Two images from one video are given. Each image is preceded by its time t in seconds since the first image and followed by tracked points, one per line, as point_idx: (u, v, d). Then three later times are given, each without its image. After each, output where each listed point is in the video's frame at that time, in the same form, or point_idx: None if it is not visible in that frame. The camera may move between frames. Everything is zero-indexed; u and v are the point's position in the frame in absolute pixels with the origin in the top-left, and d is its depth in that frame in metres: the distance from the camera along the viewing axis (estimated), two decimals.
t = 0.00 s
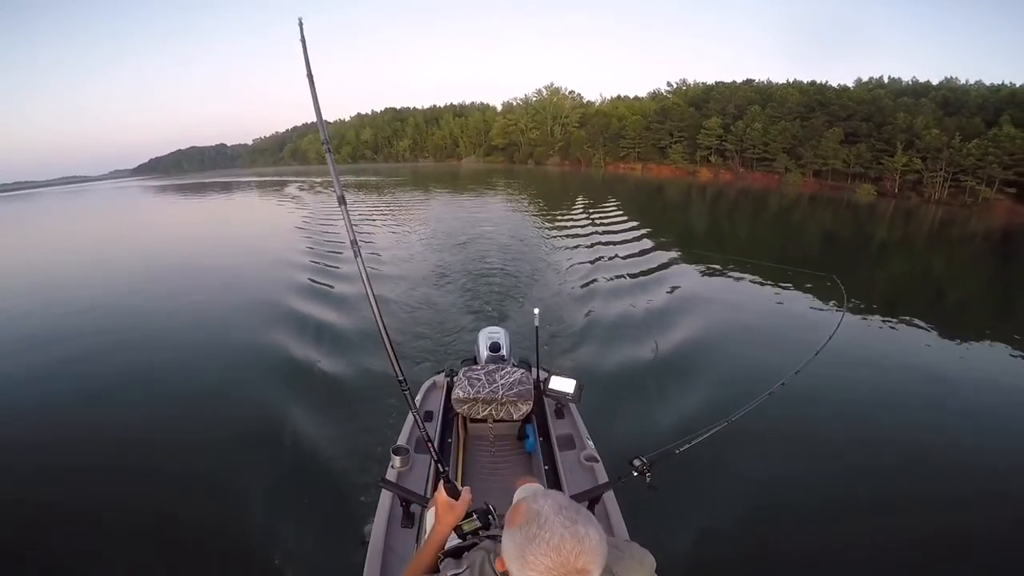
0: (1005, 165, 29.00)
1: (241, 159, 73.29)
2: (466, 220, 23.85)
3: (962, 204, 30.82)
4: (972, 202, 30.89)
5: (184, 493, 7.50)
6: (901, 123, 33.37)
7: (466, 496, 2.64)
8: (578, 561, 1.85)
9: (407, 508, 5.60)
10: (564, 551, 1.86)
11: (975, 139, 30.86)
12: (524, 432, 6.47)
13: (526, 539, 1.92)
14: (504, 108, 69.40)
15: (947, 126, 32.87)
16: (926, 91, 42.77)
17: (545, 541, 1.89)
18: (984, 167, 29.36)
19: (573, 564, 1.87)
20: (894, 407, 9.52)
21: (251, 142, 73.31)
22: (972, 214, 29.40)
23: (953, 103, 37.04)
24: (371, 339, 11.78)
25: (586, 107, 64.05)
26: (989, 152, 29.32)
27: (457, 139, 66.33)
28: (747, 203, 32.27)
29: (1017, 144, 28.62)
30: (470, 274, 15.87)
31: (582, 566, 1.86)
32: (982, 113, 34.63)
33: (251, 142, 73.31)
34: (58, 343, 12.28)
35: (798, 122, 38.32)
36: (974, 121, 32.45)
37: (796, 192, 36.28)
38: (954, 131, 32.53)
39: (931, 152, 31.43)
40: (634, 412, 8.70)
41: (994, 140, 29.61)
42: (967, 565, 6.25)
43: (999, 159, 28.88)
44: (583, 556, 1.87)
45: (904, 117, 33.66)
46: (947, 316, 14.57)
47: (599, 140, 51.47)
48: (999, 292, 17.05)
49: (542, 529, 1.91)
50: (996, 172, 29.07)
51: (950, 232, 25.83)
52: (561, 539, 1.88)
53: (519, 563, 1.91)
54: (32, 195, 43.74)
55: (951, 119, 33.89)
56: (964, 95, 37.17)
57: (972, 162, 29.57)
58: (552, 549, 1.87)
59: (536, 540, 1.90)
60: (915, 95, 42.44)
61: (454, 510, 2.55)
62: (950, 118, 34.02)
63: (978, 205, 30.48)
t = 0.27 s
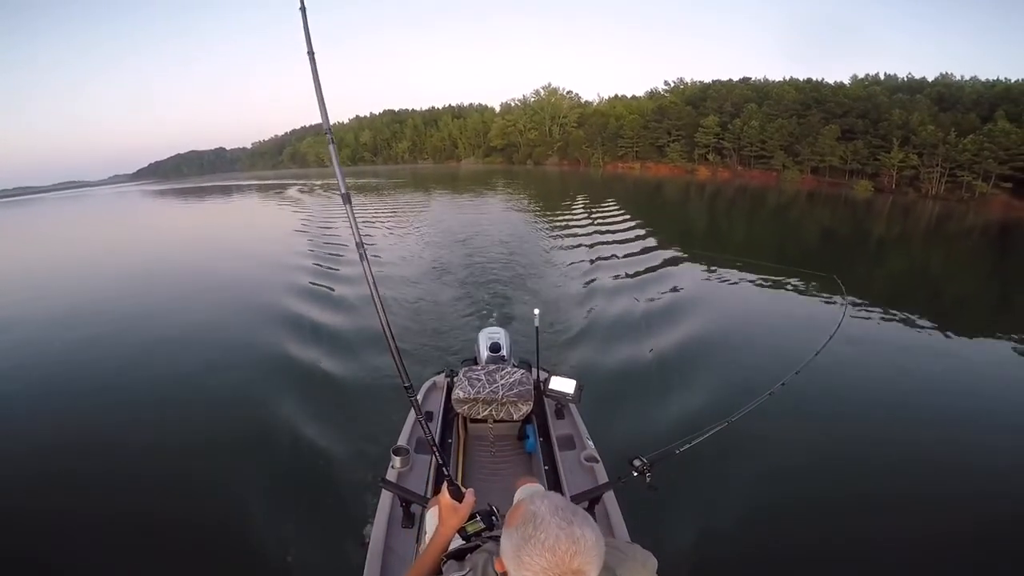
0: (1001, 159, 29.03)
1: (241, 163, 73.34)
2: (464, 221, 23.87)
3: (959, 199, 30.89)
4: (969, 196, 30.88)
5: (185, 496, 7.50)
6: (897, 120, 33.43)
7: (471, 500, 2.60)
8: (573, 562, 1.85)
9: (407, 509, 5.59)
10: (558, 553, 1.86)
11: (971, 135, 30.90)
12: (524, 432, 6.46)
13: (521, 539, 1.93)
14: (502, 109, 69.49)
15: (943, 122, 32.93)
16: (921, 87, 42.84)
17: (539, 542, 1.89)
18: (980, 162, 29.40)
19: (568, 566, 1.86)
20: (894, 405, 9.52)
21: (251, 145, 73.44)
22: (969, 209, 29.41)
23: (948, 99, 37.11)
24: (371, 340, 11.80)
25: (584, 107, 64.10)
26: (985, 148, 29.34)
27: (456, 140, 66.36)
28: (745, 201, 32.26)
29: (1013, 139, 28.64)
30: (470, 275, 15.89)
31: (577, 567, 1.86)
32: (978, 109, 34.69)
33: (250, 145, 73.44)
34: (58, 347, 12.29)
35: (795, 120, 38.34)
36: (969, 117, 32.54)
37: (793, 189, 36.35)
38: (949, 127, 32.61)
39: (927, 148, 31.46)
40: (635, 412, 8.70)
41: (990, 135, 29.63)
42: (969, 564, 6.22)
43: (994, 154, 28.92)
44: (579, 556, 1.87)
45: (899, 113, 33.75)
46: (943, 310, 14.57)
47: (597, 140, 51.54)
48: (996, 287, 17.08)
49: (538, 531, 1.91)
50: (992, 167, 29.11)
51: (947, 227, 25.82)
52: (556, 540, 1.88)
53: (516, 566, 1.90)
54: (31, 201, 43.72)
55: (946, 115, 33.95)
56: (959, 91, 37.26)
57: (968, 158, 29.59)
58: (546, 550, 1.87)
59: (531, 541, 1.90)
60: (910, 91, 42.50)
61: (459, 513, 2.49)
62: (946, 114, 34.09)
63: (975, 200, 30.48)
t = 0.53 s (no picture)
0: (998, 154, 29.04)
1: (241, 164, 73.36)
2: (463, 220, 23.88)
3: (956, 194, 30.92)
4: (966, 191, 30.88)
5: (185, 496, 7.49)
6: (895, 115, 33.41)
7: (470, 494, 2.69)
8: (570, 559, 1.85)
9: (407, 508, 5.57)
10: (555, 551, 1.86)
11: (968, 130, 30.89)
12: (524, 432, 6.45)
13: (517, 538, 1.92)
14: (501, 108, 69.46)
15: (940, 117, 32.95)
16: (918, 82, 42.86)
17: (536, 540, 1.88)
18: (977, 157, 29.40)
19: (565, 564, 1.86)
20: (895, 403, 9.50)
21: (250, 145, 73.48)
22: (966, 204, 29.43)
23: (944, 94, 37.15)
24: (371, 340, 11.79)
25: (583, 105, 64.11)
26: (981, 143, 29.31)
27: (456, 139, 66.36)
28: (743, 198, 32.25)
29: (1009, 134, 28.66)
30: (470, 273, 15.90)
31: (574, 566, 1.86)
32: (974, 104, 34.71)
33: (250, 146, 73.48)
34: (58, 348, 12.29)
35: (793, 116, 38.31)
36: (965, 112, 32.58)
37: (792, 185, 36.37)
38: (946, 122, 32.61)
39: (924, 143, 31.46)
40: (635, 411, 8.71)
41: (986, 131, 29.66)
42: (970, 563, 6.21)
43: (991, 149, 28.90)
44: (576, 554, 1.86)
45: (897, 109, 33.76)
46: (939, 305, 14.59)
47: (597, 138, 51.54)
48: (993, 281, 17.09)
49: (535, 528, 1.90)
50: (989, 162, 29.11)
51: (945, 222, 25.84)
52: (552, 537, 1.87)
53: (513, 565, 1.89)
54: (32, 202, 43.78)
55: (943, 110, 33.94)
56: (956, 86, 37.23)
57: (965, 153, 29.59)
58: (543, 548, 1.87)
59: (528, 540, 1.89)
60: (907, 87, 42.51)
61: (458, 506, 2.58)
62: (942, 109, 34.11)
63: (972, 195, 30.50)
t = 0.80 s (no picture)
0: (995, 155, 29.11)
1: (241, 164, 73.37)
2: (463, 220, 23.92)
3: (954, 194, 31.01)
4: (964, 192, 30.95)
5: (185, 496, 7.50)
6: (892, 116, 33.46)
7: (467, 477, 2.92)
8: (569, 544, 1.86)
9: (407, 509, 5.59)
10: (555, 534, 1.87)
11: (965, 130, 30.93)
12: (524, 432, 6.46)
13: (522, 518, 1.95)
14: (501, 109, 69.51)
15: (937, 118, 33.02)
16: (915, 83, 42.92)
17: (538, 521, 1.91)
18: (974, 158, 29.48)
19: (564, 549, 1.87)
20: (894, 403, 9.52)
21: (251, 146, 73.51)
22: (964, 204, 29.48)
23: (942, 95, 37.21)
24: (372, 340, 11.79)
25: (583, 106, 64.14)
26: (978, 143, 29.36)
27: (456, 140, 66.39)
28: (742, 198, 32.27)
29: (1006, 135, 28.72)
30: (470, 273, 15.92)
31: (573, 551, 1.87)
32: (971, 105, 34.78)
33: (251, 146, 73.52)
34: (58, 349, 12.29)
35: (791, 117, 38.36)
36: (963, 113, 32.62)
37: (790, 186, 36.43)
38: (943, 123, 32.63)
39: (922, 144, 31.53)
40: (635, 411, 8.71)
41: (983, 131, 29.72)
42: (970, 563, 6.21)
43: (987, 150, 28.97)
44: (575, 539, 1.87)
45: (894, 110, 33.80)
46: (936, 305, 14.65)
47: (596, 139, 51.60)
48: (990, 280, 17.13)
49: (538, 510, 1.93)
50: (986, 163, 29.17)
51: (942, 222, 25.89)
52: (555, 521, 1.89)
53: (514, 545, 1.93)
54: (32, 203, 43.76)
55: (940, 111, 33.97)
56: (953, 87, 37.27)
57: (962, 154, 29.65)
58: (545, 529, 1.89)
59: (531, 521, 1.92)
60: (905, 88, 42.56)
61: (457, 486, 2.80)
62: (940, 110, 34.16)
63: (970, 196, 30.57)
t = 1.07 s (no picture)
0: (992, 159, 29.18)
1: (241, 163, 73.37)
2: (463, 220, 23.95)
3: (950, 198, 31.08)
4: (960, 195, 31.00)
5: (184, 495, 7.50)
6: (890, 120, 33.47)
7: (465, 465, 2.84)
8: (559, 513, 1.91)
9: (407, 509, 5.58)
10: (547, 503, 1.93)
11: (962, 134, 30.99)
12: (524, 432, 6.46)
13: (515, 490, 2.02)
14: (502, 109, 69.51)
15: (935, 122, 33.06)
16: (914, 87, 42.95)
17: (531, 491, 1.98)
18: (971, 162, 29.54)
19: (554, 519, 1.92)
20: (893, 404, 9.52)
21: (251, 145, 73.55)
22: (960, 207, 29.53)
23: (940, 99, 37.25)
24: (371, 339, 11.79)
25: (583, 107, 64.18)
26: (975, 148, 29.42)
27: (456, 140, 66.40)
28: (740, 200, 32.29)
29: (1003, 139, 28.76)
30: (470, 274, 15.93)
31: (562, 521, 1.92)
32: (969, 108, 34.81)
33: (251, 145, 73.55)
34: (56, 347, 12.28)
35: (789, 120, 38.38)
36: (960, 117, 32.65)
37: (788, 188, 36.48)
38: (940, 127, 32.65)
39: (919, 147, 31.57)
40: (634, 412, 8.72)
41: (980, 135, 29.77)
42: (967, 564, 6.22)
43: (984, 154, 29.03)
44: (566, 509, 1.93)
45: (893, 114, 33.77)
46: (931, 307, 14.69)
47: (596, 140, 51.64)
48: (985, 284, 17.18)
49: (531, 483, 2.00)
50: (982, 167, 29.24)
51: (939, 225, 25.94)
52: (547, 491, 1.96)
53: (507, 517, 1.98)
54: (31, 200, 43.74)
55: (938, 115, 34.01)
56: (952, 91, 37.30)
57: (958, 157, 29.71)
58: (537, 498, 1.95)
59: (524, 491, 1.99)
60: (903, 91, 42.59)
61: (455, 472, 2.73)
62: (938, 114, 34.18)
63: (966, 199, 30.64)
